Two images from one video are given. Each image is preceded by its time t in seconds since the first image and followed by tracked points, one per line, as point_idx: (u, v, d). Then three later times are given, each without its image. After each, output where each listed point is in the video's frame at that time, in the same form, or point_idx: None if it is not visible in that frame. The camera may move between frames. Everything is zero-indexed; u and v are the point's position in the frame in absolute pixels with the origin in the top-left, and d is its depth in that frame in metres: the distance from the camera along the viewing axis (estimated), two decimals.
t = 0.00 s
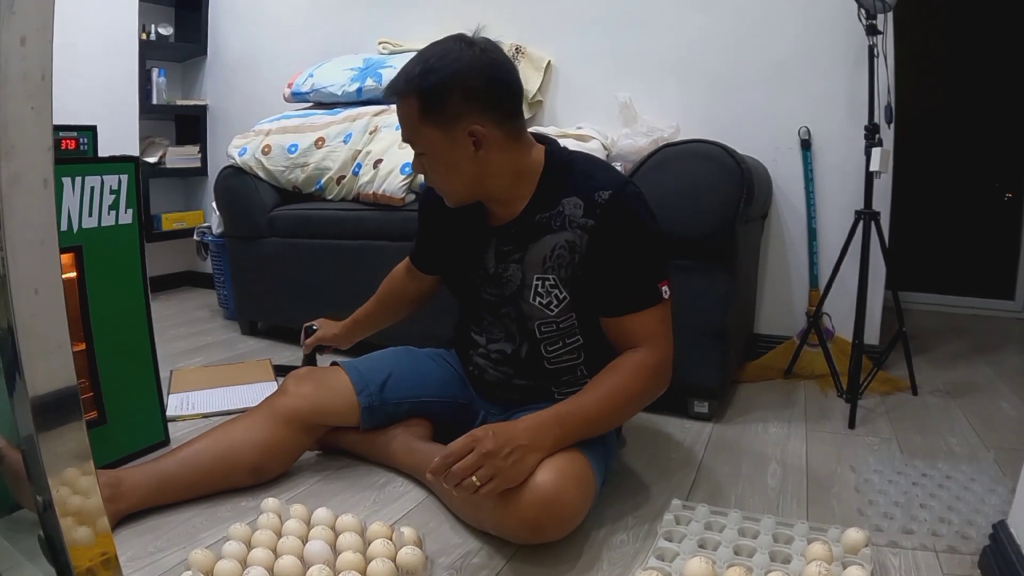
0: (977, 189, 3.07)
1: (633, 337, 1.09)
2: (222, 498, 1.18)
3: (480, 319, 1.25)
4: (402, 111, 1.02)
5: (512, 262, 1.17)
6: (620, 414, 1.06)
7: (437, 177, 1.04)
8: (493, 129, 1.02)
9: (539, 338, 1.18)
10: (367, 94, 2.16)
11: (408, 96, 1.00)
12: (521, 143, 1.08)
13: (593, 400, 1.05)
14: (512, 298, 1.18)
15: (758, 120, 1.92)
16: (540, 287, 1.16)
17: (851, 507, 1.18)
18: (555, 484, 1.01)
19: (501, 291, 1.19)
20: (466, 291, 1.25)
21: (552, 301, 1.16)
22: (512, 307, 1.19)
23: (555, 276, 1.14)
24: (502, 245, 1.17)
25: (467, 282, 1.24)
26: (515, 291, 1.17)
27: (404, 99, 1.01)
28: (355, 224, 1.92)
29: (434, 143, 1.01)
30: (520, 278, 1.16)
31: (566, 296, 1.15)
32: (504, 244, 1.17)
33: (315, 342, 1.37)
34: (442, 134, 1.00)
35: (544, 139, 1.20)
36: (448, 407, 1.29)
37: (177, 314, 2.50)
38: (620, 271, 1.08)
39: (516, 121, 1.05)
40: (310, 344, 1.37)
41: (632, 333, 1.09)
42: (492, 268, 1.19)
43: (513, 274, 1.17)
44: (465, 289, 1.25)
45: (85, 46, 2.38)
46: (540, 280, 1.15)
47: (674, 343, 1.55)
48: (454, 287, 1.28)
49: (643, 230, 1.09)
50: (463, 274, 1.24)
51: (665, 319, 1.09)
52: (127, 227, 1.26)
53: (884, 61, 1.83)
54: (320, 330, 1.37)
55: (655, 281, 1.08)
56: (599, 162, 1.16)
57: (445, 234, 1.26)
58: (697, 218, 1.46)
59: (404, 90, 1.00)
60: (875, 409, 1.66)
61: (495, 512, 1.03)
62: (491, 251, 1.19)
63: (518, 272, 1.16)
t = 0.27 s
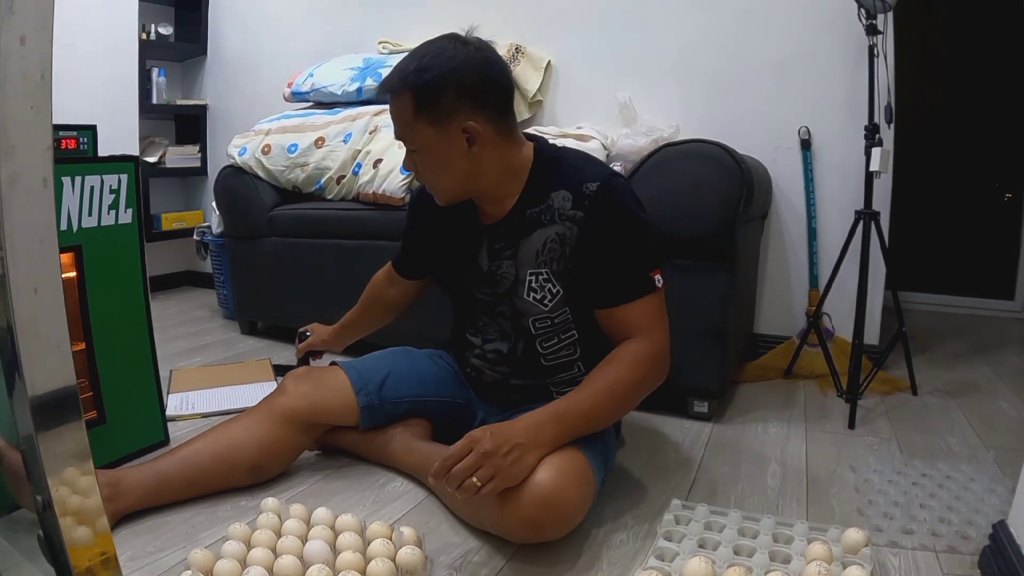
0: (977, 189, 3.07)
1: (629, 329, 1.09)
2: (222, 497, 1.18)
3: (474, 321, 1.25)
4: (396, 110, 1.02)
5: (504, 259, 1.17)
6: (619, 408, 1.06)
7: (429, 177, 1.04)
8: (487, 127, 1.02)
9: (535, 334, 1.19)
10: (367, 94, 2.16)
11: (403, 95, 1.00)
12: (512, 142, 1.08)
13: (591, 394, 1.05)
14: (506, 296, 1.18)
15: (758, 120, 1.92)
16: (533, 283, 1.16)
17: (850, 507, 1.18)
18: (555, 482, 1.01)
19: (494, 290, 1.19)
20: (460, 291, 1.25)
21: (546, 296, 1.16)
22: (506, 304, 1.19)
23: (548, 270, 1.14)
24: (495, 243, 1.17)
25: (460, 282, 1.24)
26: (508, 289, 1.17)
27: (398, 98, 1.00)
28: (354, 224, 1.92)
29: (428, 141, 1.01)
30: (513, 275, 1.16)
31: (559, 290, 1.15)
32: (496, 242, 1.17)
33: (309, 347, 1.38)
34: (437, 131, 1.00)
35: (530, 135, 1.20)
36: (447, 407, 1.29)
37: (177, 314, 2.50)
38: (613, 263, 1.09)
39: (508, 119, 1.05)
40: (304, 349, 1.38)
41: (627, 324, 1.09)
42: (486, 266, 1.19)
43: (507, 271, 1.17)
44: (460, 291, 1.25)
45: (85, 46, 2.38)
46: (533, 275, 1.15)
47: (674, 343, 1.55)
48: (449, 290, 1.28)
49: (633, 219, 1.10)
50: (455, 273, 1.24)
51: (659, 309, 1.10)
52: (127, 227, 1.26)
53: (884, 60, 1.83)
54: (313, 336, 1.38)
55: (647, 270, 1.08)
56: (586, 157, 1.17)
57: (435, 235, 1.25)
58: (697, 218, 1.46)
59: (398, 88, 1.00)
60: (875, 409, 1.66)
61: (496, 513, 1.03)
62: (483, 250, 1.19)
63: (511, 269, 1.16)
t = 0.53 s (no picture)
0: (978, 190, 3.07)
1: (617, 321, 1.08)
2: (222, 498, 1.19)
3: (470, 323, 1.24)
4: (415, 101, 0.99)
5: (494, 259, 1.17)
6: (613, 401, 1.06)
7: (448, 172, 1.02)
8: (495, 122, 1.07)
9: (526, 332, 1.18)
10: (367, 95, 2.16)
11: (426, 85, 0.99)
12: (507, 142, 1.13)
13: (584, 389, 1.05)
14: (497, 296, 1.18)
15: (759, 121, 1.93)
16: (522, 280, 1.16)
17: (851, 508, 1.18)
18: (553, 480, 1.01)
19: (485, 291, 1.19)
20: (452, 292, 1.24)
21: (536, 293, 1.16)
22: (497, 304, 1.19)
23: (536, 266, 1.15)
24: (485, 244, 1.17)
25: (452, 283, 1.24)
26: (499, 288, 1.17)
27: (421, 88, 0.99)
28: (355, 225, 1.92)
29: (456, 131, 1.00)
30: (503, 274, 1.17)
31: (548, 286, 1.15)
32: (485, 243, 1.17)
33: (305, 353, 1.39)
34: (464, 122, 1.01)
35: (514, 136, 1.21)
36: (448, 407, 1.29)
37: (178, 314, 2.50)
38: (599, 255, 1.09)
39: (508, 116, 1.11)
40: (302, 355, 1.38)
41: (615, 316, 1.08)
42: (477, 266, 1.19)
43: (496, 270, 1.17)
44: (454, 294, 1.24)
45: (86, 46, 2.38)
46: (522, 273, 1.15)
47: (675, 344, 1.55)
48: (443, 295, 1.28)
49: (616, 211, 1.10)
50: (447, 275, 1.24)
51: (647, 299, 1.09)
52: (128, 227, 1.26)
53: (885, 61, 1.83)
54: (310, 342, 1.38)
55: (632, 263, 1.08)
56: (568, 154, 1.17)
57: (431, 238, 1.25)
58: (697, 219, 1.46)
59: (422, 77, 0.99)
60: (876, 410, 1.66)
61: (496, 513, 1.03)
62: (473, 252, 1.19)
63: (501, 268, 1.16)
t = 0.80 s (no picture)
0: (978, 190, 3.07)
1: (612, 317, 1.08)
2: (222, 498, 1.19)
3: (467, 324, 1.24)
4: (429, 86, 1.01)
5: (491, 258, 1.17)
6: (611, 398, 1.05)
7: (464, 154, 1.04)
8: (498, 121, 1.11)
9: (524, 331, 1.18)
10: (367, 95, 2.16)
11: (437, 71, 1.02)
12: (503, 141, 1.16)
13: (582, 387, 1.04)
14: (494, 295, 1.18)
15: (759, 121, 1.93)
16: (519, 279, 1.16)
17: (851, 509, 1.18)
18: (553, 480, 1.01)
19: (483, 292, 1.19)
20: (450, 294, 1.25)
21: (533, 291, 1.16)
22: (494, 304, 1.18)
23: (532, 264, 1.14)
24: (482, 244, 1.17)
25: (449, 285, 1.24)
26: (496, 287, 1.17)
27: (431, 74, 1.01)
28: (355, 225, 1.92)
29: (471, 115, 1.03)
30: (500, 273, 1.16)
31: (544, 284, 1.15)
32: (483, 243, 1.17)
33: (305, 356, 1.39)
34: (478, 108, 1.05)
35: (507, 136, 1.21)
36: (447, 408, 1.29)
37: (178, 315, 2.50)
38: (594, 252, 1.08)
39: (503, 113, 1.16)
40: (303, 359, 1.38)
41: (610, 313, 1.08)
42: (475, 267, 1.19)
43: (494, 269, 1.17)
44: (451, 295, 1.24)
45: (86, 47, 2.38)
46: (518, 271, 1.15)
47: (675, 345, 1.55)
48: (439, 296, 1.28)
49: (610, 207, 1.10)
50: (444, 276, 1.24)
51: (642, 295, 1.09)
52: (128, 228, 1.26)
53: (885, 62, 1.83)
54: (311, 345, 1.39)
55: (627, 258, 1.08)
56: (563, 153, 1.18)
57: (425, 245, 1.25)
58: (698, 219, 1.46)
59: (432, 64, 1.02)
60: (876, 410, 1.66)
61: (498, 515, 1.03)
62: (470, 253, 1.19)
63: (498, 268, 1.16)
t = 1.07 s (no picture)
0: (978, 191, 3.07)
1: (610, 314, 1.08)
2: (223, 498, 1.19)
3: (466, 324, 1.24)
4: (433, 76, 1.01)
5: (490, 257, 1.17)
6: (610, 396, 1.05)
7: (469, 144, 1.04)
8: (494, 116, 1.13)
9: (523, 330, 1.18)
10: (367, 96, 2.16)
11: (441, 62, 1.03)
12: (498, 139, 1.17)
13: (580, 386, 1.04)
14: (493, 295, 1.18)
15: (759, 122, 1.93)
16: (517, 277, 1.16)
17: (852, 509, 1.18)
18: (553, 480, 1.01)
19: (483, 291, 1.19)
20: (449, 294, 1.24)
21: (531, 289, 1.15)
22: (494, 303, 1.18)
23: (530, 263, 1.14)
24: (481, 244, 1.17)
25: (449, 285, 1.24)
26: (495, 286, 1.17)
27: (435, 66, 1.02)
28: (355, 226, 1.92)
29: (475, 106, 1.04)
30: (498, 272, 1.16)
31: (543, 282, 1.15)
32: (481, 242, 1.17)
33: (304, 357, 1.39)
34: (480, 100, 1.05)
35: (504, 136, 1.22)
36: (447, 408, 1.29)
37: (179, 315, 2.50)
38: (592, 250, 1.08)
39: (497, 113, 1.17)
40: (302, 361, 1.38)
41: (607, 310, 1.08)
42: (474, 267, 1.19)
43: (493, 268, 1.17)
44: (450, 296, 1.25)
45: (86, 47, 2.38)
46: (517, 270, 1.15)
47: (675, 345, 1.55)
48: (438, 296, 1.28)
49: (607, 204, 1.09)
50: (443, 276, 1.24)
51: (639, 293, 1.09)
52: (128, 228, 1.26)
53: (885, 62, 1.83)
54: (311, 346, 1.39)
55: (625, 256, 1.08)
56: (560, 152, 1.18)
57: (423, 245, 1.26)
58: (698, 220, 1.46)
59: (435, 55, 1.02)
60: (876, 410, 1.66)
61: (498, 516, 1.03)
62: (470, 252, 1.19)
63: (497, 267, 1.16)
